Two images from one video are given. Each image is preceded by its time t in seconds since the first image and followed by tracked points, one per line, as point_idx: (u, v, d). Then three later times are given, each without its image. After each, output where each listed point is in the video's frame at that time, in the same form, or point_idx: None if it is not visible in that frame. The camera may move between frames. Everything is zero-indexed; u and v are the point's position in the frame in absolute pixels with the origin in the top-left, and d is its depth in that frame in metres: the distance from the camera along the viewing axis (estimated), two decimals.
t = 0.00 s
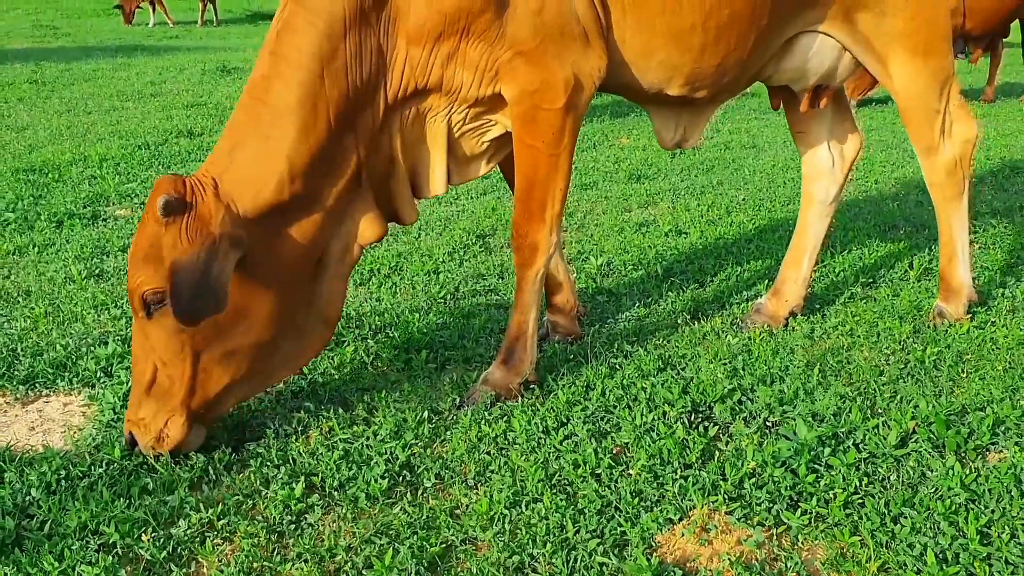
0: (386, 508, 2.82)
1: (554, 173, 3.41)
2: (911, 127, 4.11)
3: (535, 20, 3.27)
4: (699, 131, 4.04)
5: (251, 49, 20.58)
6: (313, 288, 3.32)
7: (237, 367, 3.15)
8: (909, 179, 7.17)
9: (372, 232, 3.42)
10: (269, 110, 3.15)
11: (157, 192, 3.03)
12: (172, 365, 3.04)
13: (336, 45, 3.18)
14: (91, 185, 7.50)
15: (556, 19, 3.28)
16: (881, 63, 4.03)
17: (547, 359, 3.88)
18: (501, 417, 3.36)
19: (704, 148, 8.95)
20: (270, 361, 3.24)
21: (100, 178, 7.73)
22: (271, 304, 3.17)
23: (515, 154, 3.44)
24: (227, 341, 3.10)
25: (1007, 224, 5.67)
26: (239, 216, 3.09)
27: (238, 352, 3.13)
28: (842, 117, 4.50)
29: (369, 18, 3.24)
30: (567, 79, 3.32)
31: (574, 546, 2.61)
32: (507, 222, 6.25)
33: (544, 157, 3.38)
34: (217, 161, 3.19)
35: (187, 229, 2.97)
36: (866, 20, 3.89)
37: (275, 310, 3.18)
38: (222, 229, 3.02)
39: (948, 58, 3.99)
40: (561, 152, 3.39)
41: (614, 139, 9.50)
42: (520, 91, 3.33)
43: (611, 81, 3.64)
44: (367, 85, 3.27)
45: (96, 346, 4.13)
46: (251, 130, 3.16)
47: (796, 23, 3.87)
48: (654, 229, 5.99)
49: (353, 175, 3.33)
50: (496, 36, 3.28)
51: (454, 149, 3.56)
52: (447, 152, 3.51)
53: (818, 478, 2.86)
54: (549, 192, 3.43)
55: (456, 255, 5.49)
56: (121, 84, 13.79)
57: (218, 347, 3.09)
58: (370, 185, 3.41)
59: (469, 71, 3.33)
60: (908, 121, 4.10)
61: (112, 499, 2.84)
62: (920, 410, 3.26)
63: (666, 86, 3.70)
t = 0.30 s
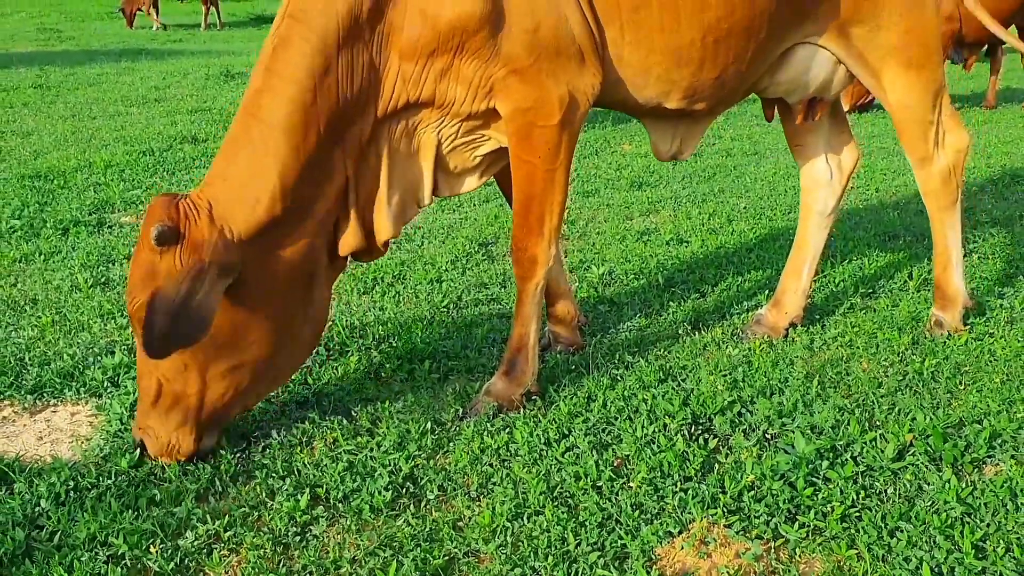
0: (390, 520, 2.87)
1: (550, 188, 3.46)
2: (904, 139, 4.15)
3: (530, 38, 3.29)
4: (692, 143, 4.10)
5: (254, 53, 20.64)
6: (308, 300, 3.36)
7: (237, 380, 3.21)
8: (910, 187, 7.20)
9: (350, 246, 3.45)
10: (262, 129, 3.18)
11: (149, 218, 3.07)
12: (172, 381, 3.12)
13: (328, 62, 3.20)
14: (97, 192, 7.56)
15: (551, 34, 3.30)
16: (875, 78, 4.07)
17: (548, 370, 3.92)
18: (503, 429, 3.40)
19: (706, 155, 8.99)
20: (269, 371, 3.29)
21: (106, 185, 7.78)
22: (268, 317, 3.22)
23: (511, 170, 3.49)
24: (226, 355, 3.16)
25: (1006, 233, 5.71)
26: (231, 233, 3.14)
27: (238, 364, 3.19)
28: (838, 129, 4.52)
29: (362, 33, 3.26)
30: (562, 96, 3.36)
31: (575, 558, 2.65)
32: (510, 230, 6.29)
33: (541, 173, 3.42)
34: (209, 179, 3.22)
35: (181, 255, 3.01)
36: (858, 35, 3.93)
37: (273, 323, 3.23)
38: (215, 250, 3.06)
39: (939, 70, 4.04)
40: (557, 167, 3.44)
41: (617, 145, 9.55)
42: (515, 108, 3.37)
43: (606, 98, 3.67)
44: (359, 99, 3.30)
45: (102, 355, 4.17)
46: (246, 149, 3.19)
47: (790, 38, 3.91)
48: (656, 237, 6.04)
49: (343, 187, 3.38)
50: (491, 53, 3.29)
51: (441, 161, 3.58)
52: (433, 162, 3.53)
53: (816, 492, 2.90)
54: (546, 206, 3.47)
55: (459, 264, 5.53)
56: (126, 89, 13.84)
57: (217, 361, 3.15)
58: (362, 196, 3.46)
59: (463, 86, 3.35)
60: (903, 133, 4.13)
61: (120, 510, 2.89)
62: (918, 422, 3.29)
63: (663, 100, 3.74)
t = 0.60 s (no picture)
0: (394, 529, 2.92)
1: (553, 200, 3.51)
2: (896, 151, 4.21)
3: (531, 55, 3.34)
4: (692, 153, 4.14)
5: (259, 57, 20.72)
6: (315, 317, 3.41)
7: (240, 394, 3.22)
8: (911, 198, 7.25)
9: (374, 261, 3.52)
10: (271, 143, 3.24)
11: (162, 224, 3.08)
12: (179, 396, 3.10)
13: (337, 82, 3.27)
14: (103, 197, 7.61)
15: (551, 49, 3.35)
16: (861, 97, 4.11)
17: (551, 380, 3.96)
18: (506, 438, 3.45)
19: (708, 163, 9.04)
20: (273, 386, 3.33)
21: (113, 190, 7.83)
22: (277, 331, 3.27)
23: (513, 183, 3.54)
24: (232, 369, 3.17)
25: (1006, 244, 5.74)
26: (243, 244, 3.17)
27: (241, 378, 3.21)
28: (836, 142, 4.57)
29: (368, 55, 3.32)
30: (564, 112, 3.41)
31: (576, 568, 2.70)
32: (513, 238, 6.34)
33: (544, 188, 3.47)
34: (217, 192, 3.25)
35: (196, 258, 3.04)
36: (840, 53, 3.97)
37: (280, 337, 3.28)
38: (231, 259, 3.09)
39: (921, 84, 4.12)
40: (559, 181, 3.48)
41: (620, 153, 9.60)
42: (518, 125, 3.43)
43: (605, 111, 3.72)
44: (369, 118, 3.36)
45: (110, 362, 4.22)
46: (255, 163, 3.24)
47: (789, 49, 3.97)
48: (659, 246, 6.08)
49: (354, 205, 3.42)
50: (494, 72, 3.35)
51: (453, 176, 3.63)
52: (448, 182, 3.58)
53: (813, 503, 2.94)
54: (549, 220, 3.52)
55: (462, 272, 5.58)
56: (132, 93, 13.91)
57: (223, 375, 3.16)
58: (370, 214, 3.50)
59: (468, 105, 3.41)
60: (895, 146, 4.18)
61: (130, 517, 2.94)
62: (915, 434, 3.33)
63: (663, 112, 3.79)
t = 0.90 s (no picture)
0: (400, 536, 2.95)
1: (554, 214, 3.55)
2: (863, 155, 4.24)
3: (530, 71, 3.37)
4: (691, 169, 4.19)
5: (266, 62, 20.80)
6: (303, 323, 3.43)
7: (239, 402, 3.24)
8: (916, 207, 7.27)
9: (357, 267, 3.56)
10: (265, 153, 3.25)
11: (151, 239, 3.04)
12: (182, 406, 3.11)
13: (331, 92, 3.28)
14: (112, 202, 7.65)
15: (550, 65, 3.39)
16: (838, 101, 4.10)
17: (556, 389, 3.99)
18: (511, 447, 3.48)
19: (714, 171, 9.07)
20: (267, 394, 3.34)
21: (121, 195, 7.89)
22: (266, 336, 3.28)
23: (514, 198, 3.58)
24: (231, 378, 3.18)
25: (1010, 254, 5.77)
26: (233, 254, 3.16)
27: (241, 385, 3.23)
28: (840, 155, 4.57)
29: (364, 67, 3.34)
30: (563, 126, 3.46)
31: None
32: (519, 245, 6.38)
33: (545, 201, 3.52)
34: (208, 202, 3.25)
35: (190, 275, 3.02)
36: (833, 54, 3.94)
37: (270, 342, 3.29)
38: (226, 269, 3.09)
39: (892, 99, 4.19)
40: (560, 196, 3.53)
41: (626, 160, 9.63)
42: (517, 139, 3.46)
43: (603, 127, 3.76)
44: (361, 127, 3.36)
45: (120, 368, 4.26)
46: (249, 172, 3.25)
47: (791, 66, 4.01)
48: (664, 254, 6.11)
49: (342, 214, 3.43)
50: (492, 87, 3.37)
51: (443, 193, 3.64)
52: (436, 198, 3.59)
53: (816, 513, 2.97)
54: (551, 233, 3.57)
55: (468, 279, 5.62)
56: (140, 98, 13.99)
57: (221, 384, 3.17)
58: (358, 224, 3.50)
59: (465, 118, 3.43)
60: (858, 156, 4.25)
61: (139, 523, 2.98)
62: (918, 445, 3.36)
63: (661, 129, 3.84)
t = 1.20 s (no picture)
0: (408, 540, 2.98)
1: (553, 218, 3.59)
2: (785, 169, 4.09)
3: (527, 79, 3.40)
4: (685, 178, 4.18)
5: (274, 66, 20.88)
6: (307, 330, 3.43)
7: (244, 410, 3.24)
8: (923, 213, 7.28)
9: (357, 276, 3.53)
10: (264, 159, 3.29)
11: (153, 248, 3.09)
12: (184, 415, 3.13)
13: (327, 95, 3.33)
14: (122, 205, 7.70)
15: (547, 74, 3.41)
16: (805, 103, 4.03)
17: (563, 394, 4.02)
18: (518, 451, 3.51)
19: (721, 176, 9.09)
20: (273, 402, 3.34)
21: (132, 197, 7.93)
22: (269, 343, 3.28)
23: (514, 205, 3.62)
24: (234, 385, 3.19)
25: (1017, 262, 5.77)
26: (233, 261, 3.19)
27: (247, 393, 3.23)
28: (843, 167, 4.64)
29: (360, 70, 3.39)
30: (559, 132, 3.50)
31: None
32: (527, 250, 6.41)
33: (543, 206, 3.56)
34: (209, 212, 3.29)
35: (190, 281, 3.05)
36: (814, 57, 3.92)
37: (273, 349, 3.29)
38: (225, 277, 3.12)
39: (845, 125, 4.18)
40: (558, 201, 3.57)
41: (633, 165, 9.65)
42: (514, 145, 3.50)
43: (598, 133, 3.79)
44: (357, 130, 3.41)
45: (130, 370, 4.30)
46: (250, 179, 3.28)
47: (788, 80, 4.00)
48: (671, 260, 6.13)
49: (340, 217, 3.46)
50: (489, 93, 3.41)
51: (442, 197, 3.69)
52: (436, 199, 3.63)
53: (820, 520, 2.99)
54: (550, 237, 3.60)
55: (476, 283, 5.64)
56: (149, 100, 14.05)
57: (225, 391, 3.17)
58: (356, 226, 3.53)
59: (461, 123, 3.46)
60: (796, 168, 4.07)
61: (150, 524, 3.02)
62: (923, 452, 3.37)
63: (654, 138, 3.86)
